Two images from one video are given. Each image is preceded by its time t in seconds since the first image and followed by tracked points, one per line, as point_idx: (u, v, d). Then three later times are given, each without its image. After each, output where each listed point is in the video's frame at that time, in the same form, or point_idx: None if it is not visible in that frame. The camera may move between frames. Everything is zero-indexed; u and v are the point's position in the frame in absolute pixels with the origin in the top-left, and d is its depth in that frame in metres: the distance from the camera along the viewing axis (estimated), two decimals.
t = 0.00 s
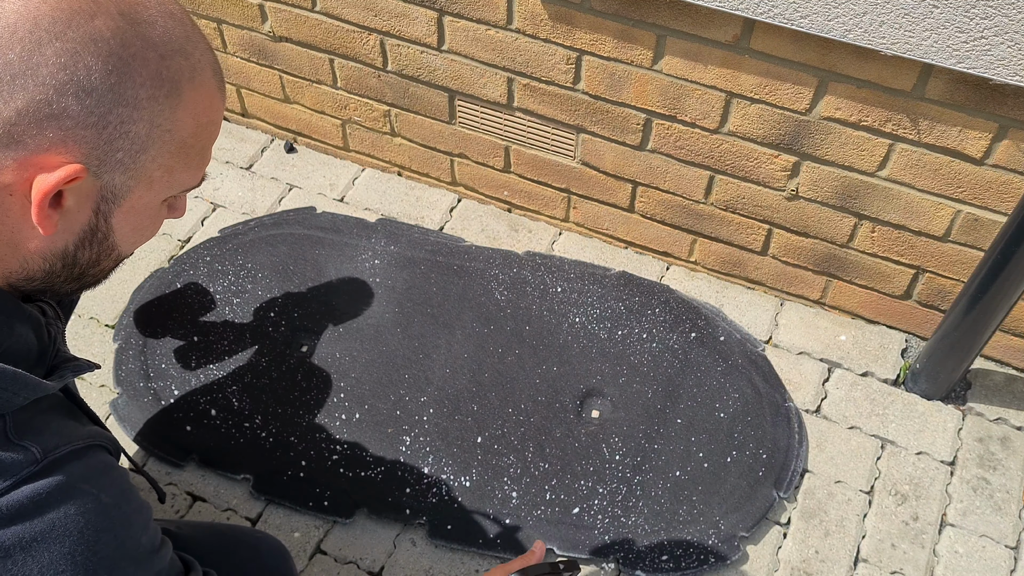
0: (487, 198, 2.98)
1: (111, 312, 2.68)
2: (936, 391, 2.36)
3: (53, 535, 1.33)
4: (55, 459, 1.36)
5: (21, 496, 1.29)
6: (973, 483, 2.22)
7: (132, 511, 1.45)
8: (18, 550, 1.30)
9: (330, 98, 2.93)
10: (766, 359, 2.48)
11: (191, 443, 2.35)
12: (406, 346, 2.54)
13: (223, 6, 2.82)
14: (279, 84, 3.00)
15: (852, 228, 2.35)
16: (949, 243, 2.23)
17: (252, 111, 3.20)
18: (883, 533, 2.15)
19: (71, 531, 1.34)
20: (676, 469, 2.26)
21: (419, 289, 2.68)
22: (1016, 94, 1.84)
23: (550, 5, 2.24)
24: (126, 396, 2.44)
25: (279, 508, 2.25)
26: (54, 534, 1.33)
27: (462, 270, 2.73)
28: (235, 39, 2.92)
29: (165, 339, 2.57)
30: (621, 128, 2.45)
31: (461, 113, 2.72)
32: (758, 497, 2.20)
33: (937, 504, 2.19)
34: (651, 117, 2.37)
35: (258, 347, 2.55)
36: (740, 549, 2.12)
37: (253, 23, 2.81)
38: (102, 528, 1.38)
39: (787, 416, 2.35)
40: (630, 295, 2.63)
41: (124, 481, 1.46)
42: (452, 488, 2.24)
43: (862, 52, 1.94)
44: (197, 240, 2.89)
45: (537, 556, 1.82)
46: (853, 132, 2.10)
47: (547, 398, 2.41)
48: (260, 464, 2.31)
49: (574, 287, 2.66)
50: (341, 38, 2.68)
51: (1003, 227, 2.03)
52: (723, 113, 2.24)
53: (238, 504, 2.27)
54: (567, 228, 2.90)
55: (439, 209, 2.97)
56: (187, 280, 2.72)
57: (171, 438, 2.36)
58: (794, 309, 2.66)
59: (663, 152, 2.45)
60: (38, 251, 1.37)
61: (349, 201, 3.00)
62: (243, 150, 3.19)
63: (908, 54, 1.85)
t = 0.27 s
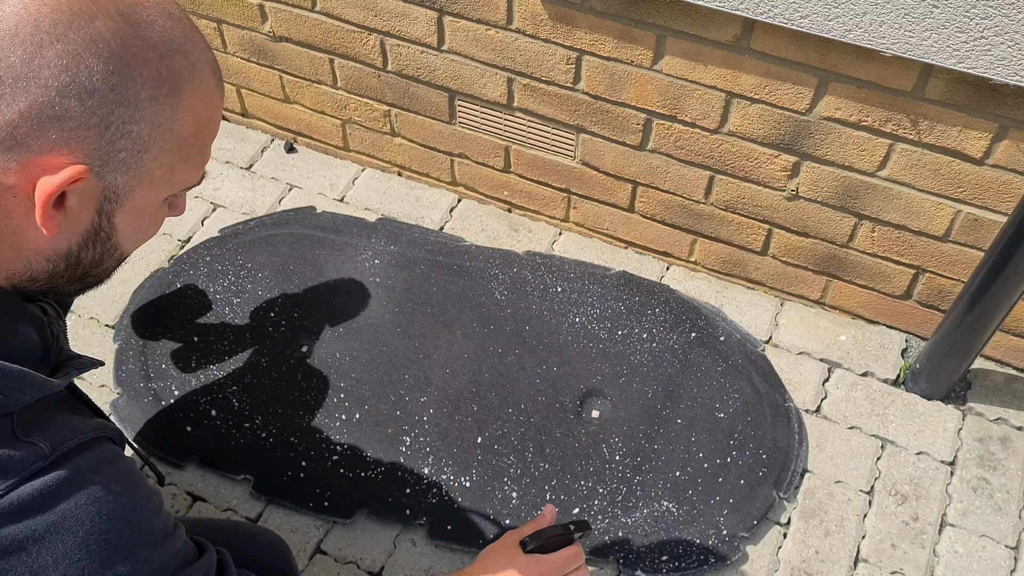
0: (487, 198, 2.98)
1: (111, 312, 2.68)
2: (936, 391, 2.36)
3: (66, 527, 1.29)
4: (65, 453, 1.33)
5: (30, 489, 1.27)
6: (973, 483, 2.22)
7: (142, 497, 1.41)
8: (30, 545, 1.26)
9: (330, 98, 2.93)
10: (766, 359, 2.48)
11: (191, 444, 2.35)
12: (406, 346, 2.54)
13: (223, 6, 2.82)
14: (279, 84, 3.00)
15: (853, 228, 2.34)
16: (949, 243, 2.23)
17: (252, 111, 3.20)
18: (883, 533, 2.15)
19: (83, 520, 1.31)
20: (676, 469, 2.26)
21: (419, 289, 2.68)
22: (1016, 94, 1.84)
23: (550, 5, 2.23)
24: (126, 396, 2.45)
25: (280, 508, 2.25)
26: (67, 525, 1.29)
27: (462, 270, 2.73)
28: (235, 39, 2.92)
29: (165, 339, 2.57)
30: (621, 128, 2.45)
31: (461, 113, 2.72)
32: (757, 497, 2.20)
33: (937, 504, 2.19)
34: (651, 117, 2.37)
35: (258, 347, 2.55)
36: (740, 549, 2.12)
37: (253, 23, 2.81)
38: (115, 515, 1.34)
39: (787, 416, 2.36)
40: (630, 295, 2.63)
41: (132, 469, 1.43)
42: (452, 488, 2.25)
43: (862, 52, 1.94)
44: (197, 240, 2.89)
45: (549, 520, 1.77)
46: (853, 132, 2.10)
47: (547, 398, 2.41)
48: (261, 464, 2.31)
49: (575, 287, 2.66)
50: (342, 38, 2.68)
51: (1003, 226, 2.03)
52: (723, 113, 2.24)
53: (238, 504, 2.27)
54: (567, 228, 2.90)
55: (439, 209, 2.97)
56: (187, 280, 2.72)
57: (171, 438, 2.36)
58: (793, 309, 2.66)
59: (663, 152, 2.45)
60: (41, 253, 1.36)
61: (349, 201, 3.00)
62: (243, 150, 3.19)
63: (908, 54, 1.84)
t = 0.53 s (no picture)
0: (487, 198, 2.98)
1: (111, 312, 2.67)
2: (936, 391, 2.36)
3: (72, 529, 1.29)
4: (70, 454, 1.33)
5: (36, 491, 1.27)
6: (973, 483, 2.22)
7: (147, 498, 1.41)
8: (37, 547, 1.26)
9: (330, 98, 2.93)
10: (766, 359, 2.48)
11: (191, 444, 2.35)
12: (406, 345, 2.54)
13: (223, 6, 2.82)
14: (279, 84, 3.00)
15: (853, 228, 2.34)
16: (949, 243, 2.23)
17: (252, 111, 3.20)
18: (883, 533, 2.15)
19: (90, 522, 1.31)
20: (676, 469, 2.26)
21: (420, 289, 2.68)
22: (1016, 94, 1.84)
23: (550, 5, 2.24)
24: (126, 396, 2.44)
25: (280, 508, 2.25)
26: (73, 527, 1.29)
27: (462, 270, 2.73)
28: (235, 39, 2.92)
29: (165, 339, 2.57)
30: (621, 128, 2.45)
31: (461, 113, 2.72)
32: (758, 497, 2.20)
33: (937, 504, 2.19)
34: (651, 117, 2.37)
35: (258, 347, 2.55)
36: (741, 549, 2.12)
37: (253, 23, 2.81)
38: (120, 517, 1.35)
39: (787, 416, 2.36)
40: (630, 295, 2.63)
41: (137, 470, 1.43)
42: (452, 488, 2.25)
43: (862, 52, 1.94)
44: (197, 240, 2.89)
45: (530, 504, 1.77)
46: (853, 132, 2.10)
47: (547, 398, 2.41)
48: (261, 464, 2.31)
49: (574, 287, 2.66)
50: (342, 38, 2.68)
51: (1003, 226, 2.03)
52: (723, 113, 2.24)
53: (238, 504, 2.27)
54: (567, 228, 2.90)
55: (439, 209, 2.97)
56: (187, 280, 2.72)
57: (171, 438, 2.36)
58: (793, 309, 2.66)
59: (663, 152, 2.45)
60: (47, 254, 1.37)
61: (349, 201, 3.00)
62: (243, 150, 3.19)
63: (908, 54, 1.85)
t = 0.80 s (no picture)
0: (487, 198, 2.98)
1: (111, 312, 2.67)
2: (936, 391, 2.36)
3: (65, 539, 1.32)
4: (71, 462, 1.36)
5: (34, 499, 1.29)
6: (973, 483, 2.22)
7: (142, 512, 1.43)
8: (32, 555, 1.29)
9: (330, 98, 2.93)
10: (766, 359, 2.49)
11: (191, 444, 2.35)
12: (406, 345, 2.54)
13: (223, 6, 2.82)
14: (279, 84, 3.00)
15: (853, 228, 2.34)
16: (949, 243, 2.23)
17: (252, 111, 3.20)
18: (883, 532, 2.15)
19: (84, 533, 1.34)
20: (676, 469, 2.26)
21: (420, 289, 2.68)
22: (1016, 94, 1.84)
23: (550, 5, 2.24)
24: (126, 396, 2.45)
25: (280, 508, 2.25)
26: (67, 537, 1.32)
27: (462, 270, 2.73)
28: (235, 39, 2.92)
29: (165, 339, 2.57)
30: (622, 128, 2.45)
31: (461, 113, 2.72)
32: (758, 497, 2.20)
33: (937, 504, 2.19)
34: (651, 117, 2.37)
35: (258, 347, 2.55)
36: (741, 549, 2.12)
37: (253, 23, 2.81)
38: (113, 529, 1.37)
39: (787, 415, 2.36)
40: (630, 295, 2.63)
41: (135, 481, 1.45)
42: (452, 488, 2.25)
43: (861, 52, 1.94)
44: (197, 240, 2.89)
45: (485, 513, 1.76)
46: (853, 132, 2.10)
47: (547, 398, 2.41)
48: (261, 464, 2.31)
49: (575, 287, 2.66)
50: (341, 37, 2.68)
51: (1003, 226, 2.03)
52: (723, 113, 2.23)
53: (238, 504, 2.27)
54: (567, 228, 2.90)
55: (439, 209, 2.97)
56: (187, 281, 2.72)
57: (171, 438, 2.36)
58: (794, 309, 2.66)
59: (663, 152, 2.45)
60: (52, 255, 1.37)
61: (349, 201, 3.00)
62: (243, 149, 3.19)
63: (908, 54, 1.84)
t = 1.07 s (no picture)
0: (487, 198, 2.98)
1: (111, 312, 2.67)
2: (936, 391, 2.35)
3: (57, 553, 1.34)
4: (66, 474, 1.38)
5: (29, 511, 1.31)
6: (973, 483, 2.22)
7: (133, 526, 1.46)
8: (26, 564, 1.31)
9: (330, 98, 2.93)
10: (766, 359, 2.49)
11: (191, 444, 2.35)
12: (406, 345, 2.54)
13: (222, 6, 2.82)
14: (279, 84, 3.00)
15: (853, 228, 2.34)
16: (949, 243, 2.23)
17: (252, 111, 3.20)
18: (883, 532, 2.15)
19: (75, 548, 1.36)
20: (676, 469, 2.26)
21: (420, 289, 2.68)
22: (1016, 94, 1.84)
23: (550, 5, 2.24)
24: (126, 396, 2.45)
25: (280, 509, 2.25)
26: (59, 551, 1.34)
27: (462, 270, 2.73)
28: (235, 39, 2.92)
29: (165, 339, 2.57)
30: (622, 128, 2.45)
31: (461, 113, 2.71)
32: (758, 497, 2.21)
33: (937, 504, 2.19)
34: (651, 117, 2.37)
35: (259, 346, 2.55)
36: (741, 548, 2.12)
37: (253, 23, 2.81)
38: (104, 544, 1.40)
39: (787, 415, 2.36)
40: (630, 295, 2.63)
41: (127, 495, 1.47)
42: (452, 488, 2.25)
43: (861, 52, 1.94)
44: (197, 240, 2.89)
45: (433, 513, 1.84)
46: (853, 132, 2.10)
47: (546, 398, 2.41)
48: (261, 464, 2.31)
49: (575, 287, 2.66)
50: (341, 37, 2.68)
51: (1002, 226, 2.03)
52: (723, 113, 2.23)
53: (238, 504, 2.27)
54: (567, 228, 2.90)
55: (439, 209, 2.97)
56: (186, 281, 2.72)
57: (171, 438, 2.36)
58: (794, 308, 2.66)
59: (663, 152, 2.45)
60: (60, 254, 1.37)
61: (348, 201, 3.00)
62: (243, 149, 3.19)
63: (908, 53, 1.84)
